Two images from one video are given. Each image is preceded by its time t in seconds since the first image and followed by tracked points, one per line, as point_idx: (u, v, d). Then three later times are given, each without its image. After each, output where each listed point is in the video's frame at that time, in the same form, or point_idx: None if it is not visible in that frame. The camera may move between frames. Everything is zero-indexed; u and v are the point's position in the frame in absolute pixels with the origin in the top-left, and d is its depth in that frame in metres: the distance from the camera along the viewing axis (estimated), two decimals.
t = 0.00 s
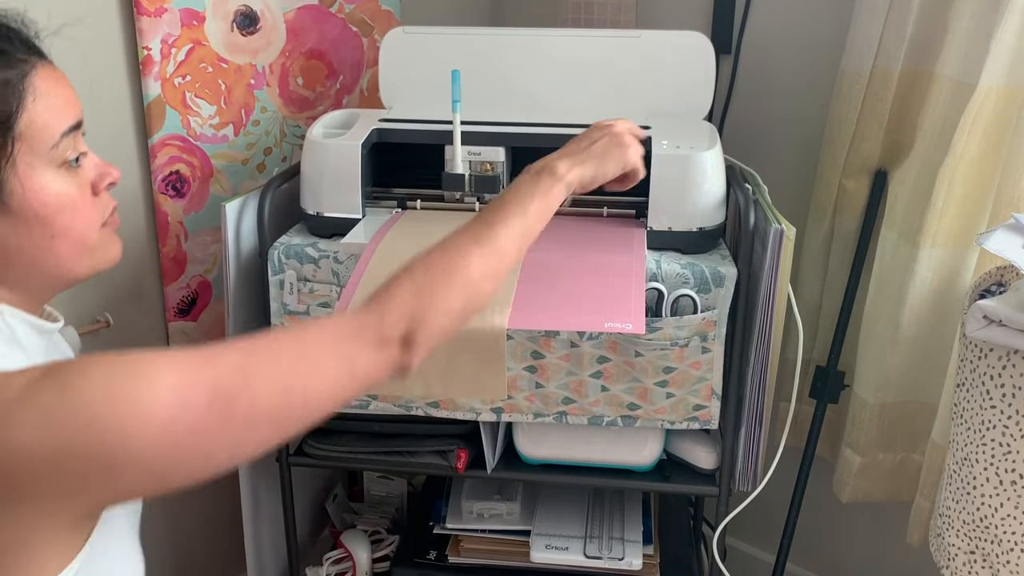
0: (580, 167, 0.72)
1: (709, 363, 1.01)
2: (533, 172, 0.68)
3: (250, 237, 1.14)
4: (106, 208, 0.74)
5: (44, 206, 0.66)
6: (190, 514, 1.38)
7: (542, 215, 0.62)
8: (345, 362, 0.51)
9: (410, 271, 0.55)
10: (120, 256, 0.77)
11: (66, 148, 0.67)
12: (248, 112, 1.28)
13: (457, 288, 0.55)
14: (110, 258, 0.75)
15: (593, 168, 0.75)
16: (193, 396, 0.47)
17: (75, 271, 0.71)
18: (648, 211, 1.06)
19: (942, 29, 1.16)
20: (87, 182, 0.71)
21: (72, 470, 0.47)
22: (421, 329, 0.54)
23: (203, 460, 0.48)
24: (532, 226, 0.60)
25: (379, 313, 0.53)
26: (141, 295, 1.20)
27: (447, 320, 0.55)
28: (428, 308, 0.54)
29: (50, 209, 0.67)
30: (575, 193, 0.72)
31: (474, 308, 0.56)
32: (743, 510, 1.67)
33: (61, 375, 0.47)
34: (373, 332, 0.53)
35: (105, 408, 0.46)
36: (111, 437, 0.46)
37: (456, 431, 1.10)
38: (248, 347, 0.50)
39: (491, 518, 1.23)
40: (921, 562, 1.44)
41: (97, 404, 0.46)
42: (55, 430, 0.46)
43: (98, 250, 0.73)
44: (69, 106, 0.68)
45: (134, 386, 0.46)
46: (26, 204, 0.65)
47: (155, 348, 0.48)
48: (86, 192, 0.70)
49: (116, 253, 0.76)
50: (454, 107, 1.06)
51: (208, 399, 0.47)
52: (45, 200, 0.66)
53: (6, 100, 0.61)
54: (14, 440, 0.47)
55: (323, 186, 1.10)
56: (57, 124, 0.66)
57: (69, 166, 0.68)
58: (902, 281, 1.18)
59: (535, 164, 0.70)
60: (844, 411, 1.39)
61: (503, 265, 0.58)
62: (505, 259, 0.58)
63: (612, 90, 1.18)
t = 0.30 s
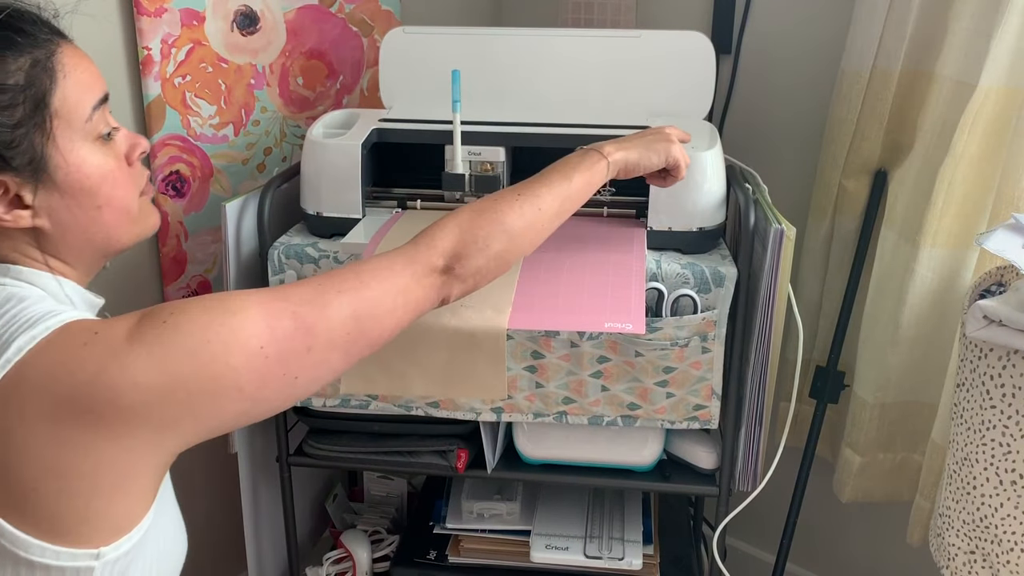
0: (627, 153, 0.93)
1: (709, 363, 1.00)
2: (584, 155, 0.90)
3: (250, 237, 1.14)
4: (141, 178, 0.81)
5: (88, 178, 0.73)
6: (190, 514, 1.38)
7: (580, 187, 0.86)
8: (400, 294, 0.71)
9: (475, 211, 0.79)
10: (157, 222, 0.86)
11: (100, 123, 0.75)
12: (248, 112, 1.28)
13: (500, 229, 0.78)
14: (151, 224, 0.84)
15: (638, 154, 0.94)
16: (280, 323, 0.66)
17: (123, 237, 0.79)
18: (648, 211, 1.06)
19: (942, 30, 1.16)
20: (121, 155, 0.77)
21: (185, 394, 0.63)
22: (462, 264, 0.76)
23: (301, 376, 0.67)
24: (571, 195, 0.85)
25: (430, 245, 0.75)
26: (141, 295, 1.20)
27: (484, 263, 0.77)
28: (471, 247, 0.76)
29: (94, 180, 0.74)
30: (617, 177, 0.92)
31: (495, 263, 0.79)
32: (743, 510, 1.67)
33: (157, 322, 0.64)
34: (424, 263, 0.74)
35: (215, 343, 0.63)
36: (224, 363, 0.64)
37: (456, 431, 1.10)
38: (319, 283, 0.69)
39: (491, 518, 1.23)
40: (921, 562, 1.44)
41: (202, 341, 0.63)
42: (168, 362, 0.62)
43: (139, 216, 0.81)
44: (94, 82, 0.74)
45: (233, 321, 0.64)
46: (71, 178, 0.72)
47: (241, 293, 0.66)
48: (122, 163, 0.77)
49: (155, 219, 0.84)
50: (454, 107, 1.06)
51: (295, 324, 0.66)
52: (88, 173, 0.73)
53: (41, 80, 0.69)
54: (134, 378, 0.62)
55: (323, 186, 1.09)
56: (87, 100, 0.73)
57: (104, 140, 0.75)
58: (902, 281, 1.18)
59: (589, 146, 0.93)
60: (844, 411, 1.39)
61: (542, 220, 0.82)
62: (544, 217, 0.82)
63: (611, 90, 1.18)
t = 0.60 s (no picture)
0: (638, 156, 0.93)
1: (709, 363, 1.00)
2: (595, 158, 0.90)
3: (250, 237, 1.14)
4: (161, 177, 0.82)
5: (110, 179, 0.74)
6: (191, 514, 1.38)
7: (592, 191, 0.86)
8: (416, 300, 0.72)
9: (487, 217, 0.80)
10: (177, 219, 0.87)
11: (118, 124, 0.76)
12: (248, 112, 1.28)
13: (513, 234, 0.79)
14: (172, 222, 0.85)
15: (650, 156, 0.94)
16: (296, 326, 0.67)
17: (147, 236, 0.80)
18: (648, 211, 1.06)
19: (941, 30, 1.16)
20: (141, 154, 0.78)
21: (200, 396, 0.64)
22: (477, 269, 0.77)
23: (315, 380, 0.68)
24: (584, 199, 0.86)
25: (445, 250, 0.77)
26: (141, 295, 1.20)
27: (498, 268, 0.79)
28: (484, 252, 0.78)
29: (116, 180, 0.75)
30: (629, 180, 0.93)
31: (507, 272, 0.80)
32: (743, 509, 1.67)
33: (175, 325, 0.65)
34: (440, 267, 0.75)
35: (232, 345, 0.64)
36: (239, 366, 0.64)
37: (456, 431, 1.10)
38: (335, 288, 0.70)
39: (491, 518, 1.23)
40: (920, 562, 1.44)
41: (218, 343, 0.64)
42: (184, 364, 0.63)
43: (161, 215, 0.82)
44: (110, 83, 0.75)
45: (250, 324, 0.65)
46: (93, 180, 0.73)
47: (260, 296, 0.67)
48: (142, 162, 0.78)
49: (175, 217, 0.85)
50: (454, 107, 1.06)
51: (310, 327, 0.67)
52: (110, 174, 0.74)
53: (57, 83, 0.70)
54: (151, 379, 0.63)
55: (323, 186, 1.10)
56: (104, 102, 0.74)
57: (124, 141, 0.76)
58: (902, 281, 1.18)
59: (601, 149, 0.93)
60: (843, 412, 1.39)
61: (556, 225, 0.83)
62: (555, 222, 0.83)
63: (611, 90, 1.18)
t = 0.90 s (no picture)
0: (637, 154, 0.93)
1: (709, 363, 1.01)
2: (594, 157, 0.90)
3: (250, 237, 1.14)
4: (162, 177, 0.82)
5: (110, 181, 0.74)
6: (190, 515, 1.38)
7: (592, 191, 0.86)
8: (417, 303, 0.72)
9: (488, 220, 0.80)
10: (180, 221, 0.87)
11: (116, 125, 0.75)
12: (248, 112, 1.28)
13: (515, 236, 0.79)
14: (175, 224, 0.85)
15: (649, 154, 0.94)
16: (297, 330, 0.67)
17: (149, 238, 0.80)
18: (648, 211, 1.06)
19: (941, 30, 1.16)
20: (140, 156, 0.78)
21: (202, 401, 0.64)
22: (479, 271, 0.77)
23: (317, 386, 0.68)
24: (584, 198, 0.85)
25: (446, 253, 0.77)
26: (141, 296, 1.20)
27: (500, 270, 0.79)
28: (487, 254, 0.78)
29: (115, 183, 0.75)
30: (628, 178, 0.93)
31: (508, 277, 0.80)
32: (743, 509, 1.67)
33: (177, 329, 0.65)
34: (441, 271, 0.75)
35: (234, 351, 0.64)
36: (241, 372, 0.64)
37: (456, 431, 1.10)
38: (336, 290, 0.70)
39: (491, 518, 1.23)
40: (920, 562, 1.45)
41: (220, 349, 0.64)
42: (185, 367, 0.63)
43: (163, 216, 0.82)
44: (107, 85, 0.75)
45: (251, 329, 0.65)
46: (92, 184, 0.73)
47: (261, 300, 0.67)
48: (142, 164, 0.78)
49: (178, 218, 0.85)
50: (454, 107, 1.06)
51: (312, 333, 0.67)
52: (109, 176, 0.74)
53: (53, 87, 0.70)
54: (153, 383, 0.63)
55: (323, 186, 1.10)
56: (101, 104, 0.74)
57: (122, 143, 0.76)
58: (902, 281, 1.18)
59: (600, 148, 0.93)
60: (843, 412, 1.39)
61: (556, 226, 0.83)
62: (557, 223, 0.83)
63: (611, 90, 1.18)
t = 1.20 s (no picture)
0: (636, 157, 0.93)
1: (709, 363, 1.01)
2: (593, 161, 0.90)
3: (250, 237, 1.14)
4: (162, 177, 0.82)
5: (109, 182, 0.74)
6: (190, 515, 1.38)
7: (591, 193, 0.86)
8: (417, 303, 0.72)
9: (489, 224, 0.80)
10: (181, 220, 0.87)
11: (114, 125, 0.75)
12: (248, 112, 1.28)
13: (514, 238, 0.79)
14: (175, 223, 0.85)
15: (648, 157, 0.94)
16: (297, 330, 0.67)
17: (150, 237, 0.80)
18: (648, 211, 1.06)
19: (941, 30, 1.16)
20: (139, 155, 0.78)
21: (204, 402, 0.64)
22: (477, 271, 0.77)
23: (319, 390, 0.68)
24: (583, 201, 0.85)
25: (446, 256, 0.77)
26: (141, 296, 1.20)
27: (500, 272, 0.79)
28: (486, 257, 0.78)
29: (115, 183, 0.75)
30: (627, 182, 0.93)
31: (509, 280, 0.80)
32: (743, 509, 1.67)
33: (178, 331, 0.65)
34: (441, 272, 0.75)
35: (235, 351, 0.64)
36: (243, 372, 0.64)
37: (456, 431, 1.10)
38: (336, 291, 0.70)
39: (491, 518, 1.23)
40: (920, 562, 1.45)
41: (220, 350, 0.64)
42: (186, 368, 0.63)
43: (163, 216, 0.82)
44: (105, 85, 0.75)
45: (252, 330, 0.65)
46: (91, 184, 0.73)
47: (262, 301, 0.67)
48: (141, 163, 0.78)
49: (178, 218, 0.85)
50: (454, 107, 1.06)
51: (313, 333, 0.67)
52: (107, 177, 0.74)
53: (50, 89, 0.70)
54: (154, 384, 0.63)
55: (323, 186, 1.10)
56: (98, 105, 0.74)
57: (121, 143, 0.76)
58: (902, 281, 1.18)
59: (599, 151, 0.93)
60: (843, 411, 1.39)
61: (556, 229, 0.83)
62: (556, 225, 0.83)
63: (612, 90, 1.18)
